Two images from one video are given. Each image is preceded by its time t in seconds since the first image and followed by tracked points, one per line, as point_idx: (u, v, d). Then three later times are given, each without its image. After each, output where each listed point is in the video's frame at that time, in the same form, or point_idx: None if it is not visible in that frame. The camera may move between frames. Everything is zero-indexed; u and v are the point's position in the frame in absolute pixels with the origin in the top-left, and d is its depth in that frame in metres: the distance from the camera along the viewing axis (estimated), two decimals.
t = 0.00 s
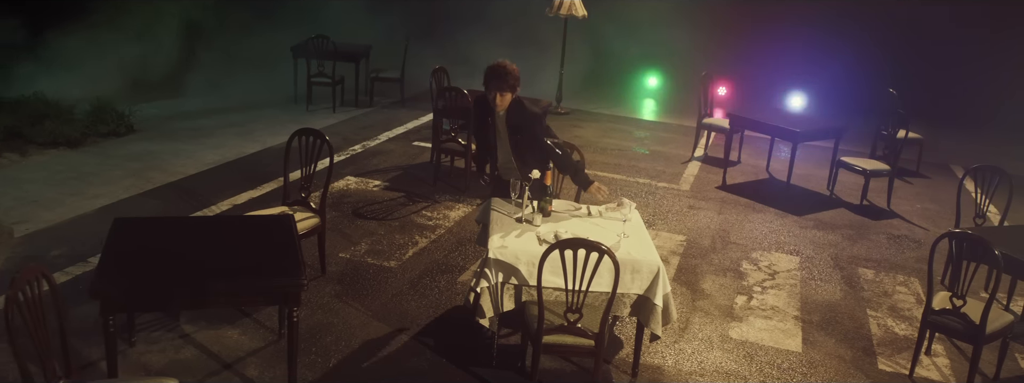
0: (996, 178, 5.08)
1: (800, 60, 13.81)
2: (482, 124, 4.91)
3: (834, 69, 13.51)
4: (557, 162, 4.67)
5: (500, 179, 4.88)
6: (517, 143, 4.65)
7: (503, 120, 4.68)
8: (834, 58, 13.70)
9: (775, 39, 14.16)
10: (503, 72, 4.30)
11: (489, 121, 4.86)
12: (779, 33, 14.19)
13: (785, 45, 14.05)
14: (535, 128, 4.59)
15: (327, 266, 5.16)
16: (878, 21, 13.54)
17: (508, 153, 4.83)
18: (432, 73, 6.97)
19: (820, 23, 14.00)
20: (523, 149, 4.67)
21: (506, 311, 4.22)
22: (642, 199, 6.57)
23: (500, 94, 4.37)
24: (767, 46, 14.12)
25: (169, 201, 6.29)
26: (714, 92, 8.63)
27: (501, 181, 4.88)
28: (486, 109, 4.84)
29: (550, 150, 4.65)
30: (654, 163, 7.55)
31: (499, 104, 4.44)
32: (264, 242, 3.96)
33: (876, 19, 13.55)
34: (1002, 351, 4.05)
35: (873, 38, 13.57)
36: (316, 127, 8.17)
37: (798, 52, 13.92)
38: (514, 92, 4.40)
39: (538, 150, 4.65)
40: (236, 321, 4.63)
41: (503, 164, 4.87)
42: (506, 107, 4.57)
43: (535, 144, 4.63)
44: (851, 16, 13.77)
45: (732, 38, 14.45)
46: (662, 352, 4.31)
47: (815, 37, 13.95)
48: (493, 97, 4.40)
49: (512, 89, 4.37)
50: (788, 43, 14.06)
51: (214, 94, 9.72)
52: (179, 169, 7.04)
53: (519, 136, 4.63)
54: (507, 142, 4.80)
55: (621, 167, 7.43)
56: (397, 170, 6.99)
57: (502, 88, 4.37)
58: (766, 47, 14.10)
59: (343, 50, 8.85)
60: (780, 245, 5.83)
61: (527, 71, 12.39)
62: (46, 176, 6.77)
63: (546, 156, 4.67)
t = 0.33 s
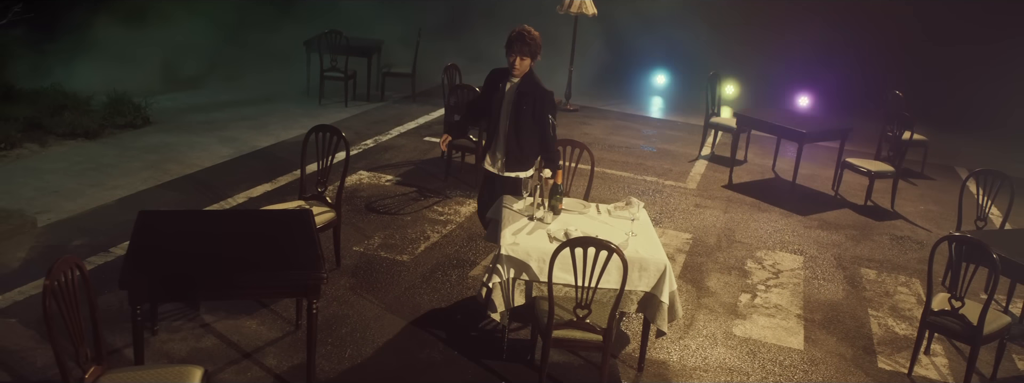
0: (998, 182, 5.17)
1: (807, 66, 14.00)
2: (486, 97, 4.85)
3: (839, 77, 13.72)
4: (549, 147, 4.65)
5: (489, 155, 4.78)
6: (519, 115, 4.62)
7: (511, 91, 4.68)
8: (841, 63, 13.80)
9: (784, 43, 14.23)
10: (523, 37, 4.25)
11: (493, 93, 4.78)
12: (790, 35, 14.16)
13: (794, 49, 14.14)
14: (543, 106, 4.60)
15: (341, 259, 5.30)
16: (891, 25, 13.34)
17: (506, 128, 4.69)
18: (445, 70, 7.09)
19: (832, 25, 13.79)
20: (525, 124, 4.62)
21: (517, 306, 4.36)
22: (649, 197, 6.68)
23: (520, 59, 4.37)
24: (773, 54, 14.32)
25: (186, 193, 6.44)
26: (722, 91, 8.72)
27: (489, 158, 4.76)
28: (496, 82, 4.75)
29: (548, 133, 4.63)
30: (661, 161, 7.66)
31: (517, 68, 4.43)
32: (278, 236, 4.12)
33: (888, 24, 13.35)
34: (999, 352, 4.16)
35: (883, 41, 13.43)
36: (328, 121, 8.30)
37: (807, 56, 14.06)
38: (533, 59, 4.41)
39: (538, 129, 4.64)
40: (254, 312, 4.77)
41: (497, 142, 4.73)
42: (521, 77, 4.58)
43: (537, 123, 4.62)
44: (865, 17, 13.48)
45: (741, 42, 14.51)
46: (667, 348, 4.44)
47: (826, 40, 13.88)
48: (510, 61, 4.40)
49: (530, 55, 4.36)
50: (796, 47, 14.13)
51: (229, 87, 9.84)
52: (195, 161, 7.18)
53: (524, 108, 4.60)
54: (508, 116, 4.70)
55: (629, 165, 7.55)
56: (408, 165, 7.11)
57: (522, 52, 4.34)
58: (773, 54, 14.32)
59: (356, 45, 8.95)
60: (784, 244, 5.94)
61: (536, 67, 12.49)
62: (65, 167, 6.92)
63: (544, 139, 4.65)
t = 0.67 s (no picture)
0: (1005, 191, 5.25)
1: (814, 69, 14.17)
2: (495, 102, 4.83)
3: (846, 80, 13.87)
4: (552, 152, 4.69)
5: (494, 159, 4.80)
6: (525, 120, 4.64)
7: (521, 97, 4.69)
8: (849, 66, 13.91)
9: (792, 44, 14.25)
10: (534, 42, 4.27)
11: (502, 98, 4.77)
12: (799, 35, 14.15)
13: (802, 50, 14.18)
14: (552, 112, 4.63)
15: (358, 258, 5.43)
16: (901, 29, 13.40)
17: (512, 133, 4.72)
18: (460, 72, 7.20)
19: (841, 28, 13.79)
20: (531, 130, 4.65)
21: (531, 306, 4.48)
22: (659, 200, 6.79)
23: (530, 63, 4.38)
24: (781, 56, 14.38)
25: (206, 191, 6.58)
26: (731, 95, 8.81)
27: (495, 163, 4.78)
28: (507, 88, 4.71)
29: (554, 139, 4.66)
30: (671, 165, 7.76)
31: (530, 73, 4.43)
32: (299, 235, 4.27)
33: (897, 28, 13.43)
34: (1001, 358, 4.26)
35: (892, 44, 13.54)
36: (343, 121, 8.44)
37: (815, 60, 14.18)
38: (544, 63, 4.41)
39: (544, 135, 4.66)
40: (275, 309, 4.91)
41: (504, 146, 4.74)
42: (532, 82, 4.60)
43: (544, 129, 4.66)
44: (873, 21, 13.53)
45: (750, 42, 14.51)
46: (676, 349, 4.56)
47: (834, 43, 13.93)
48: (522, 66, 4.41)
49: (541, 60, 4.37)
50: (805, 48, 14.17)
51: (245, 85, 9.97)
52: (214, 159, 7.32)
53: (533, 113, 4.62)
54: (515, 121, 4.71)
55: (639, 168, 7.65)
56: (422, 166, 7.24)
57: (533, 56, 4.35)
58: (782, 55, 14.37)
59: (370, 45, 9.07)
60: (792, 248, 6.05)
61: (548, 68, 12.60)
62: (87, 163, 7.06)
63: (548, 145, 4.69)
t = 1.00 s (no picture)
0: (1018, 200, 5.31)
1: (827, 68, 14.02)
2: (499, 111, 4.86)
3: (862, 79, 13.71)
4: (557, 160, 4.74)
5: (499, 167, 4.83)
6: (531, 128, 4.69)
7: (526, 105, 4.72)
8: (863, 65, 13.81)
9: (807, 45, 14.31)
10: (538, 52, 4.36)
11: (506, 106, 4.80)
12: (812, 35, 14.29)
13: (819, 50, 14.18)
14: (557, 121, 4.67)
15: (380, 257, 5.56)
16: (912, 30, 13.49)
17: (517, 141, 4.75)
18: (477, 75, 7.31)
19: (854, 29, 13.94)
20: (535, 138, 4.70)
21: (550, 308, 4.59)
22: (674, 203, 6.89)
23: (535, 71, 4.48)
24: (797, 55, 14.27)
25: (229, 189, 6.73)
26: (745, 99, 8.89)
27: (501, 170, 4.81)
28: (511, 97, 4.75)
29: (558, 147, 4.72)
30: (686, 168, 7.85)
31: (535, 81, 4.53)
32: (322, 236, 4.44)
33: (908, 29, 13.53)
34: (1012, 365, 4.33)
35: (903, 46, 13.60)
36: (361, 121, 8.57)
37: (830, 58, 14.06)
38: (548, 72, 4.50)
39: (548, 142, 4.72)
40: (300, 307, 5.04)
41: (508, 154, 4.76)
42: (537, 91, 4.66)
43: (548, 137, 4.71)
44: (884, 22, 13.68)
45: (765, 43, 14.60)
46: (692, 352, 4.67)
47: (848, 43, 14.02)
48: (527, 74, 4.51)
49: (544, 69, 4.45)
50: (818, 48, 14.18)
51: (264, 84, 10.10)
52: (236, 158, 7.46)
53: (538, 120, 4.67)
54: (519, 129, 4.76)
55: (654, 171, 7.75)
56: (440, 167, 7.36)
57: (538, 64, 4.44)
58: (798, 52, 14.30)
59: (389, 46, 9.18)
60: (805, 253, 6.13)
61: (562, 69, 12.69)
62: (112, 160, 7.22)
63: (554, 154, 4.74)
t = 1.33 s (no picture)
0: None
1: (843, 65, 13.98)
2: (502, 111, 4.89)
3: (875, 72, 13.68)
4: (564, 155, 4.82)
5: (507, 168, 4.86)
6: (538, 126, 4.75)
7: (531, 104, 4.77)
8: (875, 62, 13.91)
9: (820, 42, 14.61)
10: (542, 52, 4.41)
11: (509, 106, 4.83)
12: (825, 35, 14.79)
13: (832, 47, 14.44)
14: (563, 116, 4.77)
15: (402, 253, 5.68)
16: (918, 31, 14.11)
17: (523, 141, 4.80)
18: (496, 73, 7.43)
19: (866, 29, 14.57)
20: (542, 136, 4.76)
21: (570, 305, 4.70)
22: (690, 202, 6.98)
23: (542, 72, 4.52)
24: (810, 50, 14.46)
25: (252, 184, 6.86)
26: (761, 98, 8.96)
27: (508, 171, 4.84)
28: (513, 96, 4.79)
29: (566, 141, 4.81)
30: (700, 167, 7.93)
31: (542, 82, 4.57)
32: (337, 234, 4.51)
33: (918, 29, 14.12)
34: None
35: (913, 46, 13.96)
36: (380, 117, 8.68)
37: (844, 52, 14.25)
38: (552, 72, 4.55)
39: (556, 138, 4.79)
40: (324, 301, 5.16)
41: (515, 154, 4.81)
42: (541, 89, 4.71)
43: (556, 132, 4.79)
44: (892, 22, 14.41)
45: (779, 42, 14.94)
46: (708, 350, 4.76)
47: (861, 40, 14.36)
48: (532, 76, 4.55)
49: (548, 69, 4.49)
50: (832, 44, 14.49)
51: (283, 80, 10.20)
52: (257, 153, 7.59)
53: (546, 118, 4.73)
54: (525, 128, 4.81)
55: (668, 170, 7.83)
56: (458, 163, 7.47)
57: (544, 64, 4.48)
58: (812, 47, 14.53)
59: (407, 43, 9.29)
60: (819, 254, 6.21)
61: (577, 67, 12.78)
62: (137, 154, 7.36)
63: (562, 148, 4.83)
